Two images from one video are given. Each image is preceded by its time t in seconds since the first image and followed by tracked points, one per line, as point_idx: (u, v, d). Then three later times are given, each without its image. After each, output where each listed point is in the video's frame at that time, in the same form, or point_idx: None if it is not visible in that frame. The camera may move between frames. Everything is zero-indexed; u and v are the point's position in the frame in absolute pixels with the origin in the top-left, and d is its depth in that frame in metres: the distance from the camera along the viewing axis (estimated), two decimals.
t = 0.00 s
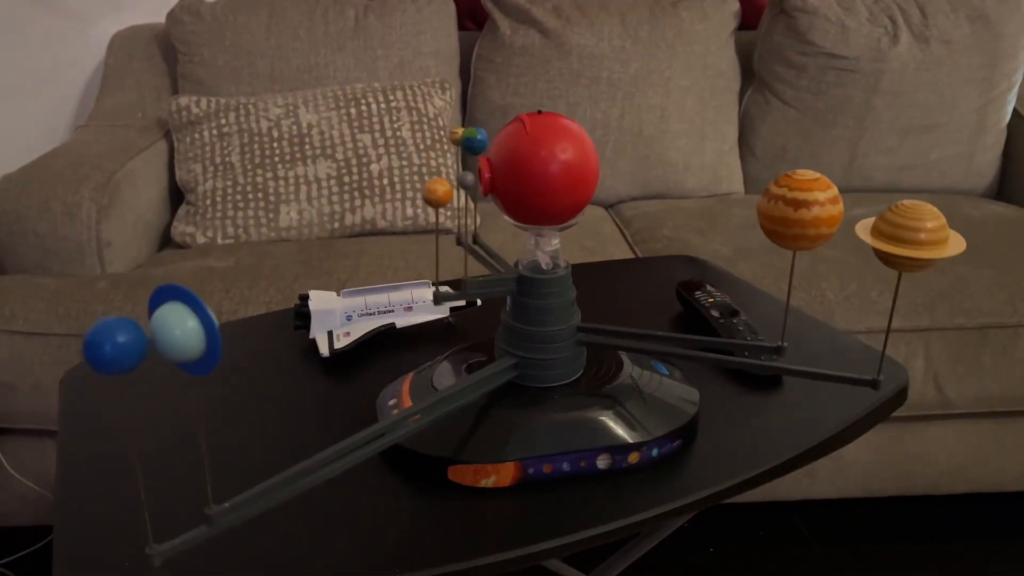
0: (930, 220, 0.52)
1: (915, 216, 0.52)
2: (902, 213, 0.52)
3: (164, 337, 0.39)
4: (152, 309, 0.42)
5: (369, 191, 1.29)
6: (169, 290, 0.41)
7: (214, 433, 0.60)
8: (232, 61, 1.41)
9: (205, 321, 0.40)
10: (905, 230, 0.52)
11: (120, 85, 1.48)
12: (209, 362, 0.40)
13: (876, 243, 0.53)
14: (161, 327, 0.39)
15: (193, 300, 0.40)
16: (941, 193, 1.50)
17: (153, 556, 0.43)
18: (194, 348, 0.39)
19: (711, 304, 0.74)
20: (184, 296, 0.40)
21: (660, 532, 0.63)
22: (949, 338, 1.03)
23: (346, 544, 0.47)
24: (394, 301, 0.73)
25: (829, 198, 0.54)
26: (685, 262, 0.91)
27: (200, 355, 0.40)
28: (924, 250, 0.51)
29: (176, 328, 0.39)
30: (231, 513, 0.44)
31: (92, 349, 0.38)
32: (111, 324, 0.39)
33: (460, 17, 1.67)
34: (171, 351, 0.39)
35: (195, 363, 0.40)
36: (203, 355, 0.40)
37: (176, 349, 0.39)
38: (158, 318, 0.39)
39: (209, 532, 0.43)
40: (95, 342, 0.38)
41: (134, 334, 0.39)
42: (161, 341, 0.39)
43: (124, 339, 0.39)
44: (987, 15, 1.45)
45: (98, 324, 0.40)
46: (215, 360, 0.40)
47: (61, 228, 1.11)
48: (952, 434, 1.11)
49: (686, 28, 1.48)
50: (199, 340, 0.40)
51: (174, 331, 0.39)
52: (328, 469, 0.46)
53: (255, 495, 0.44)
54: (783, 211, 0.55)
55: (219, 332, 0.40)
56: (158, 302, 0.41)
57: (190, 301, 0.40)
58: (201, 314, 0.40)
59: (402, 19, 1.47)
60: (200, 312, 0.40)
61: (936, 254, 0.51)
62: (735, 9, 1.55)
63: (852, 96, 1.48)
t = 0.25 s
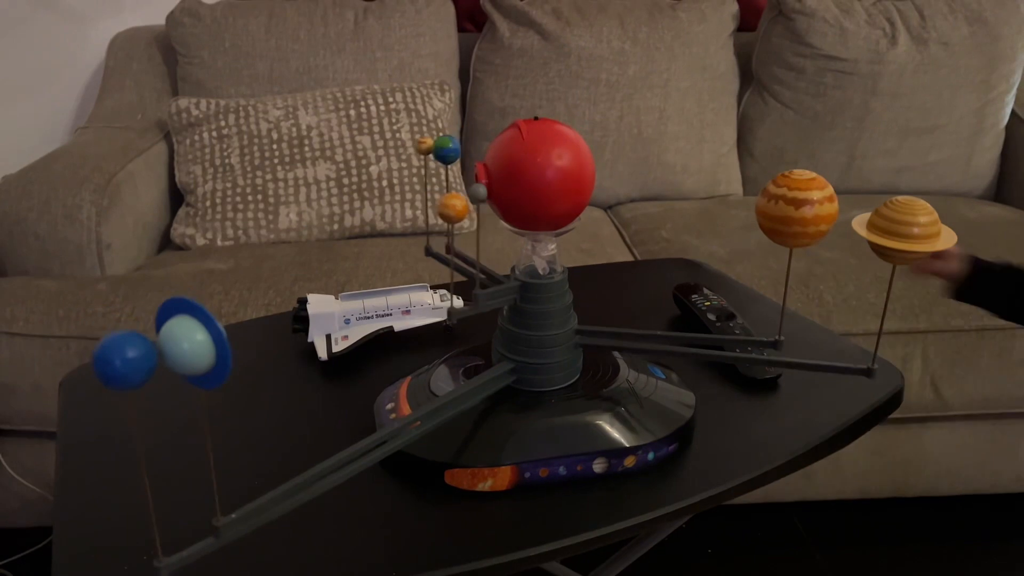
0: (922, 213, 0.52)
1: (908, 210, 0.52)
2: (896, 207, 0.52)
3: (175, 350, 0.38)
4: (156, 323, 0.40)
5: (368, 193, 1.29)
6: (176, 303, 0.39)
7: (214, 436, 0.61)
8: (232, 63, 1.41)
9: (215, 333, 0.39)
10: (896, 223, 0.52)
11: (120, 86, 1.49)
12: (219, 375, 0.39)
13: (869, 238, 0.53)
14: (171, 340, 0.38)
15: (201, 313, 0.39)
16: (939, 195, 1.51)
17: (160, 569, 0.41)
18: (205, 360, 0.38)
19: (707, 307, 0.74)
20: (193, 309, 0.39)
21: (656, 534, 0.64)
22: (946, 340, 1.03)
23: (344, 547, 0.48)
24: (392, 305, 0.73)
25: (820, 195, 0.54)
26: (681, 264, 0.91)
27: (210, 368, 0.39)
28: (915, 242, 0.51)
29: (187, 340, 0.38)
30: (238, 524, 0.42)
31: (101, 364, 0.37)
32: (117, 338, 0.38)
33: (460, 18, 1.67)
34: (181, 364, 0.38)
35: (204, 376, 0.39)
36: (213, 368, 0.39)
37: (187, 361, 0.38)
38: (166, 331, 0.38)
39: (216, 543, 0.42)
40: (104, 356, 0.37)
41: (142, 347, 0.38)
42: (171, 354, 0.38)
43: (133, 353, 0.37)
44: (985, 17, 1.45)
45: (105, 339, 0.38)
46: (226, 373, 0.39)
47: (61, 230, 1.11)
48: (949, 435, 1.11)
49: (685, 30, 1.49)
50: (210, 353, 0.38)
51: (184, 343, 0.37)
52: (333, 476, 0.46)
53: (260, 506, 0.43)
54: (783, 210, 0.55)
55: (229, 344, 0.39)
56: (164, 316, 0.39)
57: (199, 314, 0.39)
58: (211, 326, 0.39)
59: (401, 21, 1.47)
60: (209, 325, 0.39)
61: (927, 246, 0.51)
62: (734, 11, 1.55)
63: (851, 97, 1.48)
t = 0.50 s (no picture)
0: (917, 202, 0.52)
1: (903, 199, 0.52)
2: (891, 196, 0.53)
3: (187, 364, 0.39)
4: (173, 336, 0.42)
5: (369, 195, 1.29)
6: (191, 316, 0.40)
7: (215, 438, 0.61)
8: (232, 64, 1.42)
9: (228, 345, 0.39)
10: (892, 211, 0.52)
11: (121, 88, 1.49)
12: (234, 386, 0.40)
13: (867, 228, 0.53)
14: (184, 354, 0.39)
15: (215, 325, 0.40)
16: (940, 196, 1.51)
17: None
18: (219, 374, 0.39)
19: (707, 310, 0.74)
20: (206, 321, 0.40)
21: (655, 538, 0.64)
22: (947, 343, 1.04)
23: (345, 551, 0.48)
24: (393, 308, 0.74)
25: (818, 188, 0.54)
26: (681, 267, 0.91)
27: (224, 380, 0.40)
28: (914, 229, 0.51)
29: (200, 354, 0.39)
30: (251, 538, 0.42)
31: (119, 379, 0.38)
32: (134, 353, 0.39)
33: (460, 20, 1.67)
34: (194, 378, 0.39)
35: (220, 388, 0.40)
36: (228, 380, 0.40)
37: (199, 376, 0.39)
38: (179, 346, 0.39)
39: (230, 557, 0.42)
40: (122, 372, 0.38)
41: (157, 362, 0.39)
42: (185, 369, 0.39)
43: (149, 368, 0.39)
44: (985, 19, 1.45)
45: (122, 353, 0.39)
46: (240, 385, 0.40)
47: (62, 232, 1.11)
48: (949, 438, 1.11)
49: (685, 32, 1.49)
50: (223, 366, 0.39)
51: (196, 357, 0.38)
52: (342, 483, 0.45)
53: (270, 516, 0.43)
54: (785, 204, 0.54)
55: (242, 356, 0.40)
56: (180, 329, 0.41)
57: (212, 327, 0.40)
58: (225, 339, 0.40)
59: (402, 23, 1.47)
60: (222, 337, 0.40)
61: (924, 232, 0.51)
62: (734, 13, 1.55)
63: (851, 99, 1.48)
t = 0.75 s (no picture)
0: (908, 194, 0.53)
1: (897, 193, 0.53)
2: (885, 190, 0.54)
3: (207, 371, 0.39)
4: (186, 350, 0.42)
5: (369, 197, 1.29)
6: (204, 326, 0.41)
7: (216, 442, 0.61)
8: (233, 67, 1.42)
9: (245, 353, 0.40)
10: (887, 205, 0.53)
11: (122, 91, 1.49)
12: (252, 394, 0.40)
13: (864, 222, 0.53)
14: (204, 362, 0.39)
15: (231, 334, 0.40)
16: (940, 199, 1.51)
17: None
18: (237, 381, 0.39)
19: (708, 314, 0.74)
20: (222, 331, 0.40)
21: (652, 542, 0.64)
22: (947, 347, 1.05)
23: (347, 556, 0.48)
24: (393, 312, 0.75)
25: (815, 184, 0.54)
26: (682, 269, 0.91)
27: (242, 388, 0.40)
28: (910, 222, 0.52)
29: (219, 361, 0.39)
30: (264, 548, 0.42)
31: (135, 390, 0.38)
32: (150, 363, 0.39)
33: (461, 23, 1.67)
34: (210, 386, 0.39)
35: (237, 397, 0.40)
36: (246, 388, 0.40)
37: (218, 382, 0.39)
38: (197, 354, 0.39)
39: (242, 567, 0.42)
40: (139, 383, 0.38)
41: (174, 372, 0.39)
42: (205, 376, 0.39)
43: (167, 378, 0.39)
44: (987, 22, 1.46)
45: (136, 365, 0.39)
46: (257, 393, 0.40)
47: (63, 235, 1.11)
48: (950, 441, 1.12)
49: (686, 34, 1.49)
50: (241, 373, 0.40)
51: (212, 365, 0.39)
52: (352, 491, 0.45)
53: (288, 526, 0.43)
54: (789, 203, 0.54)
55: (260, 363, 0.40)
56: (194, 340, 0.41)
57: (229, 336, 0.40)
58: (243, 348, 0.40)
59: (402, 25, 1.47)
60: (239, 345, 0.40)
61: (919, 224, 0.52)
62: (735, 15, 1.55)
63: (851, 102, 1.48)
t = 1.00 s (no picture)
0: (901, 189, 0.55)
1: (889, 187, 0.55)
2: (878, 183, 0.55)
3: (224, 379, 0.39)
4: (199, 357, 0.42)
5: (371, 200, 1.29)
6: (220, 334, 0.41)
7: (217, 446, 0.61)
8: (235, 69, 1.42)
9: (262, 361, 0.40)
10: (880, 197, 0.54)
11: (123, 93, 1.49)
12: (267, 402, 0.41)
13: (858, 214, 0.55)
14: (220, 369, 0.39)
15: (247, 343, 0.40)
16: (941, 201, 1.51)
17: None
18: (252, 389, 0.40)
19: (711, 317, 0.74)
20: (238, 339, 0.41)
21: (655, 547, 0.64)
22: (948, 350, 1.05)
23: (352, 562, 0.48)
24: (395, 315, 0.74)
25: (812, 181, 0.55)
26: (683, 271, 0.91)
27: (258, 396, 0.40)
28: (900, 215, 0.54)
29: (237, 368, 0.39)
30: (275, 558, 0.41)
31: (152, 401, 0.38)
32: (166, 372, 0.39)
33: (461, 25, 1.67)
34: (223, 391, 0.39)
35: (252, 406, 0.41)
36: (262, 397, 0.41)
37: (236, 390, 0.39)
38: (213, 361, 0.40)
39: None
40: (154, 393, 0.38)
41: (189, 382, 0.39)
42: (221, 384, 0.39)
43: (182, 389, 0.38)
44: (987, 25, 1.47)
45: (152, 374, 0.39)
46: (273, 401, 0.41)
47: (64, 237, 1.11)
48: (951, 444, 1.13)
49: (687, 37, 1.49)
50: (257, 382, 0.40)
51: (229, 374, 0.39)
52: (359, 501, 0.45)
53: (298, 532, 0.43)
54: (789, 199, 0.54)
55: (276, 371, 0.40)
56: (209, 347, 0.41)
57: (245, 345, 0.40)
58: (259, 356, 0.40)
59: (403, 27, 1.47)
60: (255, 354, 0.40)
61: (910, 216, 0.54)
62: (736, 18, 1.55)
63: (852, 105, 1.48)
